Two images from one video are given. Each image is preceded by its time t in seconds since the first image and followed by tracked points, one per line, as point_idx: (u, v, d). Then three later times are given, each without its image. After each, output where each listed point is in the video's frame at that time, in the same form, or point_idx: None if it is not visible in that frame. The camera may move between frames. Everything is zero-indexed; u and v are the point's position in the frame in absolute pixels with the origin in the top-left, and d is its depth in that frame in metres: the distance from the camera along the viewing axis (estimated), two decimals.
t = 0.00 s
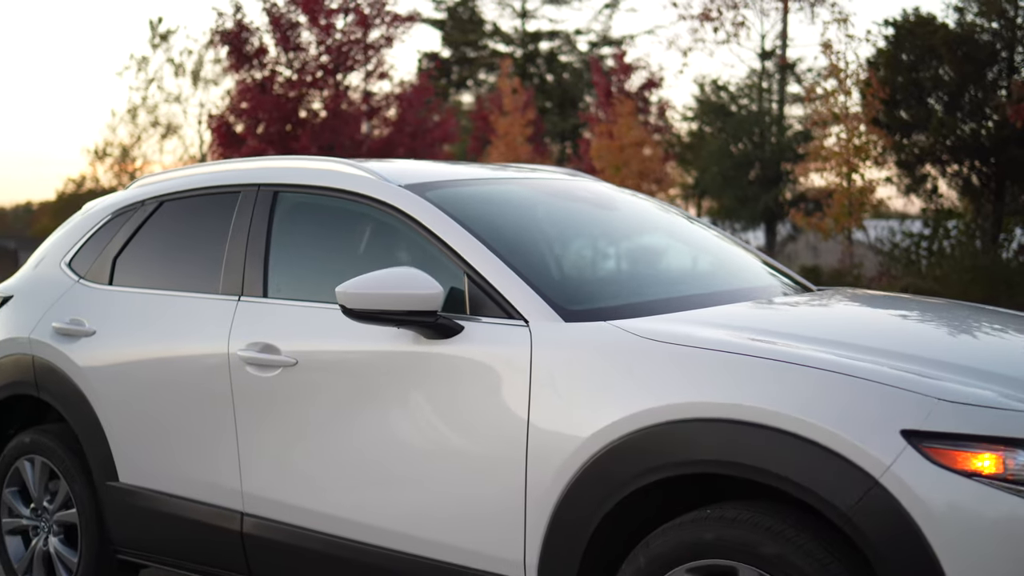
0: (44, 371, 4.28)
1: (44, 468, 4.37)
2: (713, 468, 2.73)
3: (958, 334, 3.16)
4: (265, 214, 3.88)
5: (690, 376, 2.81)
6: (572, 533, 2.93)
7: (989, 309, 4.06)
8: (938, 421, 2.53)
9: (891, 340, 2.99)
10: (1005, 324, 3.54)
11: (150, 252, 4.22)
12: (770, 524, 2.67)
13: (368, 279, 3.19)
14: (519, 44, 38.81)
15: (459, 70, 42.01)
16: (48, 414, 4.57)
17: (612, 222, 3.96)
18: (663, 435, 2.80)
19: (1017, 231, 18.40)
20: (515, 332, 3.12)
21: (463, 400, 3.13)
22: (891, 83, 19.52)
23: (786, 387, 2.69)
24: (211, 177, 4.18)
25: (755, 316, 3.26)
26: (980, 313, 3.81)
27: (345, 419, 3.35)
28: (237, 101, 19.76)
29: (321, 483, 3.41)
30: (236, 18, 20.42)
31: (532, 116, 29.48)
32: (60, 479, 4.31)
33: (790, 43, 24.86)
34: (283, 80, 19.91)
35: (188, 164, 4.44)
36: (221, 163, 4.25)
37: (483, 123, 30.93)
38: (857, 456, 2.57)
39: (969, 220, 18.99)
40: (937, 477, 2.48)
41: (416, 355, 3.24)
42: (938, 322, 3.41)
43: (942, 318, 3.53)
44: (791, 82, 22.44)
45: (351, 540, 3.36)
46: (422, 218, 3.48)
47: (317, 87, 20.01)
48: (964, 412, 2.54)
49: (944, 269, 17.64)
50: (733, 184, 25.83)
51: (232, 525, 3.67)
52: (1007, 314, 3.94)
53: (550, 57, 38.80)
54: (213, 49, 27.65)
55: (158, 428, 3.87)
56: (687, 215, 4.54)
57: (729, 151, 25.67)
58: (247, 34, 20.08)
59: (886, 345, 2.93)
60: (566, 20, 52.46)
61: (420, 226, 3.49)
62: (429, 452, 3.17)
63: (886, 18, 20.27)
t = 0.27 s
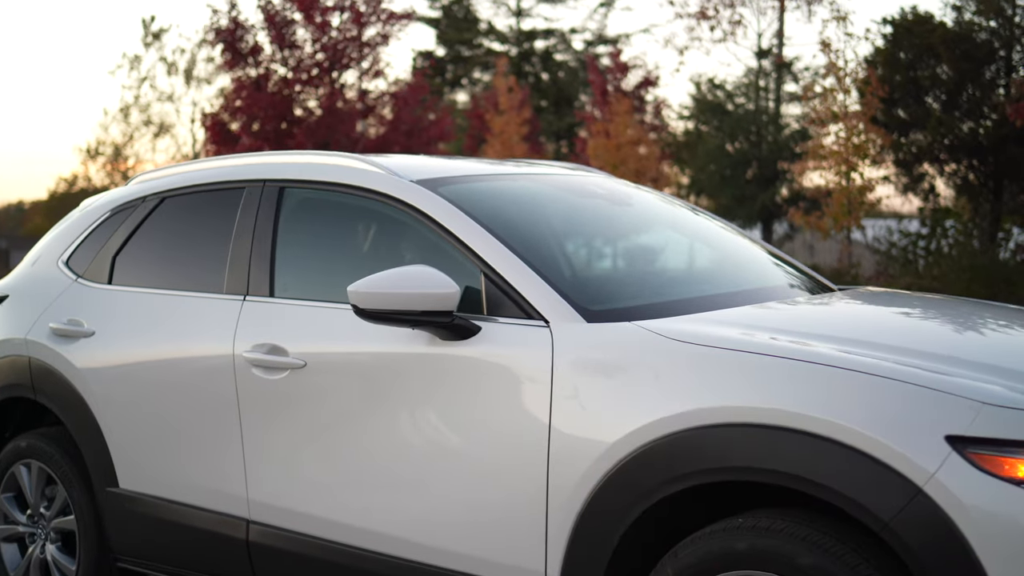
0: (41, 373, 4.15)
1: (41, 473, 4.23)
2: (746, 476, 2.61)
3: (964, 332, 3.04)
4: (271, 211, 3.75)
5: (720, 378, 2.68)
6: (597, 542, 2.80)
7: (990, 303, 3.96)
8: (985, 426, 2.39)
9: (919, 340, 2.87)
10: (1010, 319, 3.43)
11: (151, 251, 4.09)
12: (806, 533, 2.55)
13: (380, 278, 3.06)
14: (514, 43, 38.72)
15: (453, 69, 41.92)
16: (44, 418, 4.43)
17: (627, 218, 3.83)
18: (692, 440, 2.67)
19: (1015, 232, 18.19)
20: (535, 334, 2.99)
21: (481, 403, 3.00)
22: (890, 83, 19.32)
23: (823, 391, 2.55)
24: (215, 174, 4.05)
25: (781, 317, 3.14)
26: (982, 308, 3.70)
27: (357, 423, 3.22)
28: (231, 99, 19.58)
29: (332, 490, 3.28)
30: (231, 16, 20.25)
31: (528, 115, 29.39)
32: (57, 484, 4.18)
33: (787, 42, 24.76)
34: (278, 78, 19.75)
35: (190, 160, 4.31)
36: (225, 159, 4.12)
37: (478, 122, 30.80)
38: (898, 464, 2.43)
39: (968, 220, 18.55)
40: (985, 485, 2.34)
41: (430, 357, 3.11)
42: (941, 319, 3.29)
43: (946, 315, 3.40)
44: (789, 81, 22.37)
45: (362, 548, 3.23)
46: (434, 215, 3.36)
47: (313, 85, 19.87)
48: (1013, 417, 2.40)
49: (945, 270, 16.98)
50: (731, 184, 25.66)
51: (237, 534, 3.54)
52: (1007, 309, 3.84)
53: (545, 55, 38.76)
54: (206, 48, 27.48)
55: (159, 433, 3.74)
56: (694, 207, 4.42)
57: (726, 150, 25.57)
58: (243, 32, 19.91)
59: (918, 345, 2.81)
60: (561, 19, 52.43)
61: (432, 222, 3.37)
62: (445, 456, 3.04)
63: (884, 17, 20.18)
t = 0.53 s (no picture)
0: (41, 375, 4.02)
1: (40, 478, 4.11)
2: (784, 484, 2.49)
3: (970, 329, 2.94)
4: (281, 208, 3.64)
5: (757, 383, 2.56)
6: (626, 553, 2.69)
7: (991, 300, 3.89)
8: None
9: (955, 341, 2.76)
10: (1013, 316, 3.34)
11: (155, 249, 3.97)
12: (849, 544, 2.42)
13: (398, 276, 2.95)
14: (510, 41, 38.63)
15: (449, 68, 41.86)
16: (44, 421, 4.31)
17: (646, 216, 3.73)
18: (727, 446, 2.55)
19: (1016, 231, 17.63)
20: (559, 336, 2.88)
21: (504, 409, 2.88)
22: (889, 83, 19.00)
23: (866, 395, 2.43)
24: (220, 170, 3.93)
25: (811, 318, 3.04)
26: (981, 305, 3.63)
27: (372, 429, 3.10)
28: (228, 97, 19.42)
29: (346, 497, 3.16)
30: (228, 14, 20.09)
31: (525, 114, 29.32)
32: (58, 490, 4.06)
33: (785, 41, 24.69)
34: (275, 76, 19.60)
35: (194, 156, 4.19)
36: (230, 156, 4.00)
37: (474, 121, 30.69)
38: (947, 472, 2.29)
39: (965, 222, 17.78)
40: None
41: (448, 359, 3.00)
42: (946, 318, 3.19)
43: (949, 313, 3.31)
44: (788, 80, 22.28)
45: (378, 558, 3.11)
46: (451, 211, 3.24)
47: (310, 83, 19.74)
48: None
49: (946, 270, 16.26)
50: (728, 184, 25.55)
51: (246, 542, 3.42)
52: None
53: (542, 54, 38.74)
54: (201, 47, 27.33)
55: (163, 438, 3.62)
56: (698, 198, 4.33)
57: (723, 149, 25.12)
58: (239, 29, 19.75)
59: (955, 347, 2.70)
60: (558, 19, 52.41)
61: (449, 219, 3.25)
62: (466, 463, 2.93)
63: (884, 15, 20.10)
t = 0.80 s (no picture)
0: (40, 380, 3.91)
1: (39, 486, 4.00)
2: (819, 496, 2.39)
3: (974, 331, 2.87)
4: (288, 208, 3.53)
5: (789, 390, 2.47)
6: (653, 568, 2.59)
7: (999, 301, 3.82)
8: None
9: (988, 347, 2.67)
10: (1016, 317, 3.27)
11: (158, 250, 3.87)
12: (888, 559, 2.32)
13: (412, 278, 2.84)
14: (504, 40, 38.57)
15: (443, 68, 41.79)
16: (43, 427, 4.20)
17: (648, 215, 3.58)
18: (759, 457, 2.45)
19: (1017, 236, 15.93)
20: (581, 341, 2.78)
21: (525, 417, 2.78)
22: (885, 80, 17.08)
23: (906, 404, 2.33)
24: (224, 170, 3.83)
25: (838, 322, 2.94)
26: (981, 304, 3.56)
27: (386, 438, 3.00)
28: (222, 97, 19.22)
29: (355, 506, 3.06)
30: (222, 13, 19.90)
31: (521, 113, 29.28)
32: (57, 498, 3.95)
33: (781, 41, 24.58)
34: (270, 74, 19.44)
35: (197, 156, 4.09)
36: (235, 155, 3.91)
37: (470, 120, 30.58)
38: (992, 485, 2.19)
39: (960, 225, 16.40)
40: None
41: (464, 364, 2.90)
42: (948, 318, 3.13)
43: (951, 314, 3.23)
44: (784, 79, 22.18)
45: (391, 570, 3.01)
46: (464, 211, 3.14)
47: (305, 83, 19.59)
48: None
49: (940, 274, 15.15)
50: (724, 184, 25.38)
51: (253, 553, 3.31)
52: None
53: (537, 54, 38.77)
54: (194, 46, 27.20)
55: (165, 445, 3.52)
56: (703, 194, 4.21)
57: (719, 149, 24.77)
58: (233, 28, 19.53)
59: (985, 352, 2.61)
60: (556, 18, 52.13)
61: (462, 220, 3.15)
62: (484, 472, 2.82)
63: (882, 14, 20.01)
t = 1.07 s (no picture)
0: (35, 383, 3.81)
1: (35, 492, 3.91)
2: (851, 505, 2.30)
3: (975, 330, 2.79)
4: (293, 206, 3.44)
5: (819, 393, 2.37)
6: None
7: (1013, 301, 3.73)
8: None
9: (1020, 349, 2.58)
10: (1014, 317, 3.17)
11: (157, 249, 3.77)
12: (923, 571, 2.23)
13: (425, 279, 2.74)
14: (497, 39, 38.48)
15: (436, 66, 41.73)
16: (38, 431, 4.10)
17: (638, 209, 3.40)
18: (790, 463, 2.36)
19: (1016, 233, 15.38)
20: (600, 344, 2.69)
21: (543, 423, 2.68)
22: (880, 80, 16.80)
23: (942, 409, 2.23)
24: (226, 168, 3.74)
25: (862, 324, 2.85)
26: (979, 303, 3.49)
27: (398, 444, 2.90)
28: (216, 95, 19.09)
29: (363, 514, 2.97)
30: (215, 10, 19.77)
31: (515, 112, 29.20)
32: (54, 504, 3.85)
33: (776, 39, 24.53)
34: (264, 72, 19.32)
35: (197, 154, 4.00)
36: (236, 153, 3.81)
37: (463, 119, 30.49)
38: None
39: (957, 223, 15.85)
40: None
41: (477, 368, 2.80)
42: (946, 318, 3.03)
43: (949, 314, 3.12)
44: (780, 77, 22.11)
45: None
46: (475, 210, 3.05)
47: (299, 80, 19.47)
48: None
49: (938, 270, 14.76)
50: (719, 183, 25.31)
51: (257, 562, 3.22)
52: None
53: (530, 53, 38.78)
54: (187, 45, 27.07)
55: (165, 451, 3.42)
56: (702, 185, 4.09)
57: (714, 148, 24.71)
58: (227, 26, 19.39)
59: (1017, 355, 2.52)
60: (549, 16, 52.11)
61: (474, 219, 3.05)
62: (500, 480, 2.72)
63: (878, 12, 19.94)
